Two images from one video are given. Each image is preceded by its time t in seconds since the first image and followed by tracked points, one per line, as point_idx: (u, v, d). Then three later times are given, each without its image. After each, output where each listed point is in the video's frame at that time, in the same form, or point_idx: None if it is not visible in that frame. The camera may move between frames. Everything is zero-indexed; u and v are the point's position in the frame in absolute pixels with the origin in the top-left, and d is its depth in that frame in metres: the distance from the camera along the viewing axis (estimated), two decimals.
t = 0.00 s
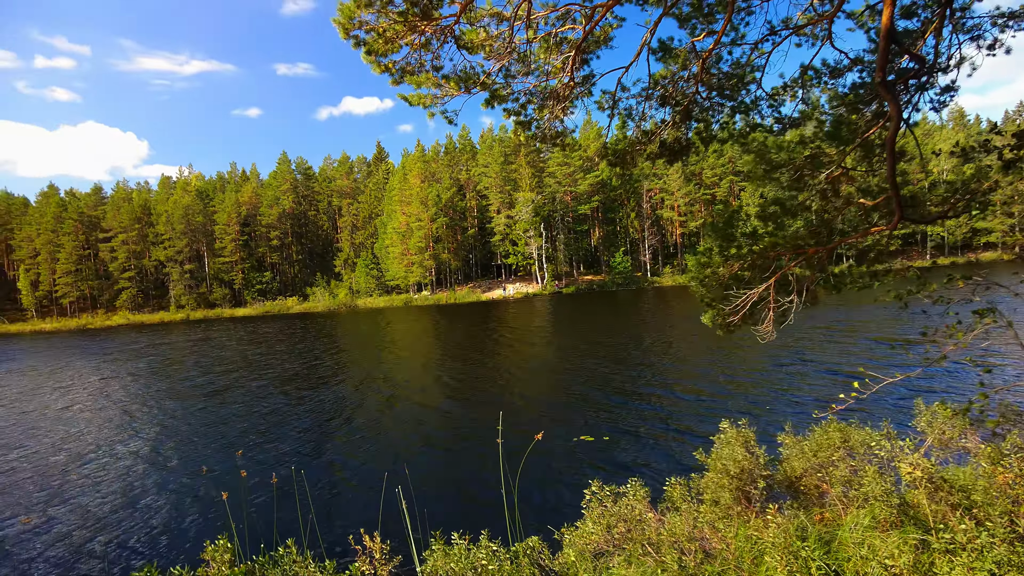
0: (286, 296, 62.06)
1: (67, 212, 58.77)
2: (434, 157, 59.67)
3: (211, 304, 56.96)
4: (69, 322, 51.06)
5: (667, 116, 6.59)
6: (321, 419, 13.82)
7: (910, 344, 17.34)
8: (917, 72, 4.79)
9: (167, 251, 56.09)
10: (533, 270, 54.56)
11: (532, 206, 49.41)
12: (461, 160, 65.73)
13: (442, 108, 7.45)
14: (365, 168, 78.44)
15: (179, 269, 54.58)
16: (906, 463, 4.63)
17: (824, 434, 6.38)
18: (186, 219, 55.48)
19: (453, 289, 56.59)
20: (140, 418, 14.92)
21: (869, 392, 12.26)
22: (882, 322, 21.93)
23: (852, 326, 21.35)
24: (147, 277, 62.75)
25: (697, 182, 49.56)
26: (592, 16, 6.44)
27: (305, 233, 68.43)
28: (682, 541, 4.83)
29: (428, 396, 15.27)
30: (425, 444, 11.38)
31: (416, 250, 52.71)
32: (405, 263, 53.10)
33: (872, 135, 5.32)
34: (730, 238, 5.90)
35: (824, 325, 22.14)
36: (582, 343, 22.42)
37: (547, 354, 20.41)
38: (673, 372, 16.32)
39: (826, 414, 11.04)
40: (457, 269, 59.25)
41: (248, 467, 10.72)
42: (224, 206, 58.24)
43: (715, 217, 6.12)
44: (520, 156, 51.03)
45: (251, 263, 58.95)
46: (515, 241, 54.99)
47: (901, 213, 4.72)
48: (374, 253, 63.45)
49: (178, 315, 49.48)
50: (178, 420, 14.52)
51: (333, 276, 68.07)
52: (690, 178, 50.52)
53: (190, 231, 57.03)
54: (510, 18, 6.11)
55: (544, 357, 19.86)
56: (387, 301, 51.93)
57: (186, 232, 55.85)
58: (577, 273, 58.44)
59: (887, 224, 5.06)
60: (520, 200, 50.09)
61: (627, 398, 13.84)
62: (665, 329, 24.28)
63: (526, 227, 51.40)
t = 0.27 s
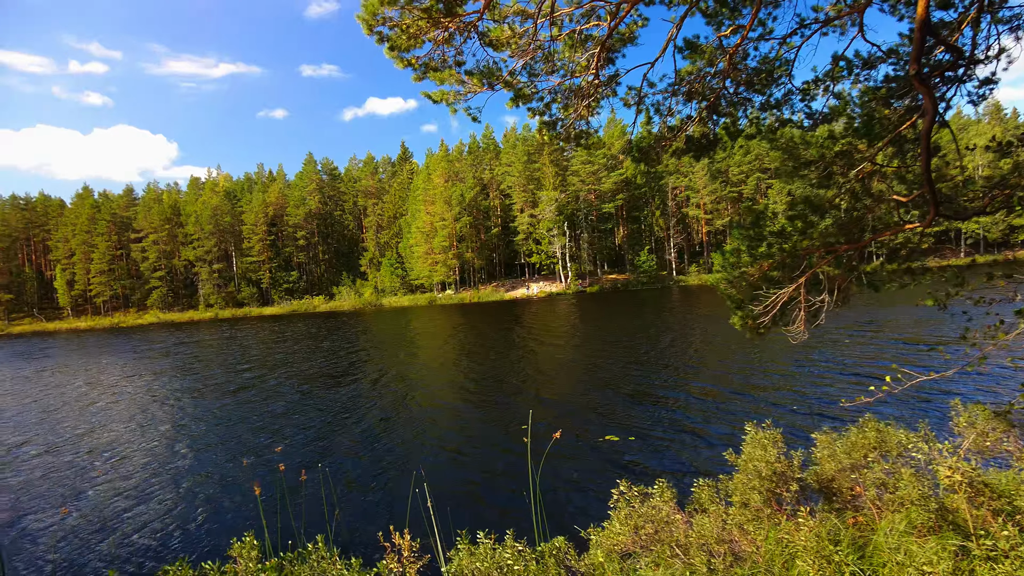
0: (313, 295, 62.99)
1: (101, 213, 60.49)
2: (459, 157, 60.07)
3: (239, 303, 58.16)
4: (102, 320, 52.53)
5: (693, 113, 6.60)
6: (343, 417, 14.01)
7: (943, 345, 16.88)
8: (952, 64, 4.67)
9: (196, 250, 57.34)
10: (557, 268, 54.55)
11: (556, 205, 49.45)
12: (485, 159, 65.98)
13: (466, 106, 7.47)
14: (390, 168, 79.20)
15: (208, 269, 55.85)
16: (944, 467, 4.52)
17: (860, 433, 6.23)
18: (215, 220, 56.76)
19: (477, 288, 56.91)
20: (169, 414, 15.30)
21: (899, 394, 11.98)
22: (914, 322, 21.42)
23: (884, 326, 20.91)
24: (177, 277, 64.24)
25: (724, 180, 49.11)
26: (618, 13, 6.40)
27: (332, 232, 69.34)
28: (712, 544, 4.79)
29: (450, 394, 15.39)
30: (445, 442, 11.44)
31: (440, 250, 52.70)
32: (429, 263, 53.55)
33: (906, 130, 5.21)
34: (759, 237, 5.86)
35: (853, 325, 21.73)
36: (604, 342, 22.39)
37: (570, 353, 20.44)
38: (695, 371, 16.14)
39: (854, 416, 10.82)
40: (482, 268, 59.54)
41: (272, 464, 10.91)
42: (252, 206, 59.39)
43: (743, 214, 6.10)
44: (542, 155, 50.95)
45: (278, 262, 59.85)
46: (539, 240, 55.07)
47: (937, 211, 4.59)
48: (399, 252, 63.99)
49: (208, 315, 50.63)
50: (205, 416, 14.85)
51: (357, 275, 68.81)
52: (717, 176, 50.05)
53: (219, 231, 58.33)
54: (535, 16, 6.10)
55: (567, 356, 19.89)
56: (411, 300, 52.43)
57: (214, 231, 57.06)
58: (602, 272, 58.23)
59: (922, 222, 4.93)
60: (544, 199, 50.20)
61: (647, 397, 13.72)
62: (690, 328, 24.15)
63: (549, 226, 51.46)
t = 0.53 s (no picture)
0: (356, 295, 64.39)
1: (153, 215, 63.15)
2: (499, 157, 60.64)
3: (285, 302, 60.08)
4: (152, 318, 55.03)
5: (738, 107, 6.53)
6: (381, 414, 14.29)
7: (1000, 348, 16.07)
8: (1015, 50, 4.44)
9: (244, 251, 59.58)
10: (597, 267, 54.43)
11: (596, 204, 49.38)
12: (524, 159, 66.02)
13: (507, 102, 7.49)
14: (429, 169, 80.16)
15: (253, 268, 57.72)
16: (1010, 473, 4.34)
17: (916, 435, 6.03)
18: (260, 220, 58.79)
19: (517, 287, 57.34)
20: (216, 409, 15.90)
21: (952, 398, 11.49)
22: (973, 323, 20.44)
23: (940, 327, 20.04)
24: (225, 277, 66.46)
25: (770, 178, 48.12)
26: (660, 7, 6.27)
27: (374, 233, 70.67)
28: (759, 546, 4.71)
29: (486, 393, 15.53)
30: (479, 442, 11.54)
31: (479, 249, 53.41)
32: (468, 262, 54.25)
33: (964, 121, 4.99)
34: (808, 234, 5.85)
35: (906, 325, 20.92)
36: (643, 341, 22.23)
37: (608, 352, 20.40)
38: (731, 373, 15.88)
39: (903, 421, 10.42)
40: (521, 268, 59.78)
41: (309, 461, 11.17)
42: (296, 207, 61.19)
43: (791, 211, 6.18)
44: (581, 153, 50.85)
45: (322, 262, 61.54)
46: (580, 239, 55.08)
47: (1000, 207, 4.40)
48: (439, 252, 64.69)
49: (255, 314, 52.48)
50: (250, 412, 15.37)
51: (397, 273, 70.04)
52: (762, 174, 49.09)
53: (266, 232, 60.38)
54: (575, 14, 6.06)
55: (605, 355, 19.86)
56: (450, 299, 53.21)
57: (260, 232, 59.14)
58: (643, 271, 57.76)
59: (983, 215, 4.77)
60: (584, 198, 50.29)
61: (681, 399, 13.54)
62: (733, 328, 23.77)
63: (589, 225, 51.41)
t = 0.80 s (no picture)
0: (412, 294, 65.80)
1: (218, 218, 66.34)
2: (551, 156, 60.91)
3: (343, 301, 62.32)
4: (218, 317, 58.32)
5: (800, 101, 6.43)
6: (430, 412, 14.57)
7: None
8: None
9: (304, 252, 62.34)
10: (653, 266, 53.84)
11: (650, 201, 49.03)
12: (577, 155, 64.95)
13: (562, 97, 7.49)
14: (480, 169, 80.88)
15: (313, 268, 60.34)
16: None
17: (1000, 443, 5.73)
18: (319, 222, 61.51)
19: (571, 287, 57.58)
20: (272, 404, 16.59)
21: None
22: None
23: None
24: (286, 277, 68.87)
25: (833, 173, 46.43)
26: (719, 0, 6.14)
27: (427, 233, 71.82)
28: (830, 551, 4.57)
29: (533, 392, 15.62)
30: (526, 441, 11.63)
31: (533, 249, 54.14)
32: (521, 262, 54.98)
33: None
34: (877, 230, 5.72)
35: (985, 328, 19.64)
36: (696, 342, 21.86)
37: (660, 352, 20.20)
38: (785, 375, 15.45)
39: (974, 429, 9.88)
40: (573, 267, 59.71)
41: (358, 458, 11.48)
42: (353, 209, 63.23)
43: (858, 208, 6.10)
44: (636, 150, 50.54)
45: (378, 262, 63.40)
46: (634, 237, 54.76)
47: None
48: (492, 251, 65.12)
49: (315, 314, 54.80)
50: (305, 407, 15.97)
51: (450, 273, 71.12)
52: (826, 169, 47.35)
53: (324, 233, 62.84)
54: (632, 10, 6.01)
55: (658, 355, 19.66)
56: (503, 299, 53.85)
57: (319, 233, 61.86)
58: (699, 270, 56.66)
59: None
60: (637, 195, 50.21)
61: (731, 403, 13.24)
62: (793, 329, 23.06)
63: (643, 223, 50.89)
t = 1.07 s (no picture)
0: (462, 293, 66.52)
1: (277, 219, 68.98)
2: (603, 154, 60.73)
3: (397, 300, 63.94)
4: (277, 315, 60.96)
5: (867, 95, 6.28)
6: (477, 411, 14.72)
7: None
8: None
9: (360, 252, 64.58)
10: (709, 265, 52.75)
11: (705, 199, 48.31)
12: (630, 154, 63.90)
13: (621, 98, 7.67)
14: (533, 169, 81.09)
15: (369, 268, 62.39)
16: None
17: None
18: (375, 223, 63.58)
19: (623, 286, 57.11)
20: (324, 399, 17.15)
21: None
22: None
23: None
24: (342, 277, 70.39)
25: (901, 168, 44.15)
26: None
27: (478, 233, 72.18)
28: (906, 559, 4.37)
29: (583, 393, 15.56)
30: (573, 442, 11.60)
31: (583, 248, 53.97)
32: (571, 261, 55.04)
33: None
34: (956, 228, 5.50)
35: None
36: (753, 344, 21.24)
37: (714, 354, 19.77)
38: (841, 379, 14.89)
39: None
40: (624, 266, 59.03)
41: (406, 454, 11.73)
42: (407, 210, 64.71)
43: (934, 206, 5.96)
44: (691, 146, 49.80)
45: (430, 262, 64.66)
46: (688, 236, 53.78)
47: None
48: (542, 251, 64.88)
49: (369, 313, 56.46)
50: (356, 403, 16.43)
51: (501, 272, 71.44)
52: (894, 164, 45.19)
53: (379, 233, 64.74)
54: (691, 7, 5.98)
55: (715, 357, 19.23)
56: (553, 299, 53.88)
57: (375, 233, 63.99)
58: (756, 269, 54.87)
59: None
60: (693, 192, 49.61)
61: (782, 407, 12.91)
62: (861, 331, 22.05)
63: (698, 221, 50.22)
